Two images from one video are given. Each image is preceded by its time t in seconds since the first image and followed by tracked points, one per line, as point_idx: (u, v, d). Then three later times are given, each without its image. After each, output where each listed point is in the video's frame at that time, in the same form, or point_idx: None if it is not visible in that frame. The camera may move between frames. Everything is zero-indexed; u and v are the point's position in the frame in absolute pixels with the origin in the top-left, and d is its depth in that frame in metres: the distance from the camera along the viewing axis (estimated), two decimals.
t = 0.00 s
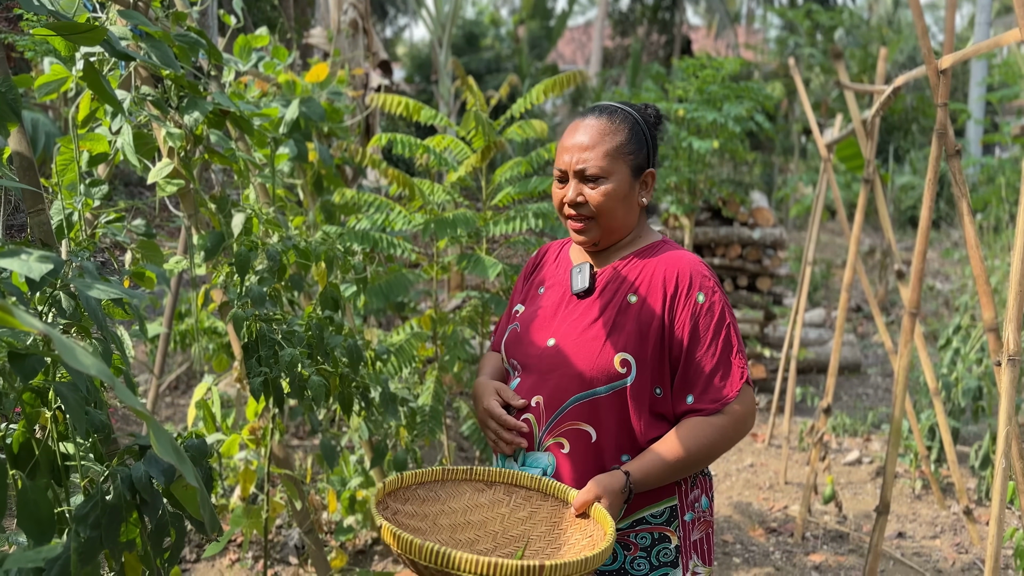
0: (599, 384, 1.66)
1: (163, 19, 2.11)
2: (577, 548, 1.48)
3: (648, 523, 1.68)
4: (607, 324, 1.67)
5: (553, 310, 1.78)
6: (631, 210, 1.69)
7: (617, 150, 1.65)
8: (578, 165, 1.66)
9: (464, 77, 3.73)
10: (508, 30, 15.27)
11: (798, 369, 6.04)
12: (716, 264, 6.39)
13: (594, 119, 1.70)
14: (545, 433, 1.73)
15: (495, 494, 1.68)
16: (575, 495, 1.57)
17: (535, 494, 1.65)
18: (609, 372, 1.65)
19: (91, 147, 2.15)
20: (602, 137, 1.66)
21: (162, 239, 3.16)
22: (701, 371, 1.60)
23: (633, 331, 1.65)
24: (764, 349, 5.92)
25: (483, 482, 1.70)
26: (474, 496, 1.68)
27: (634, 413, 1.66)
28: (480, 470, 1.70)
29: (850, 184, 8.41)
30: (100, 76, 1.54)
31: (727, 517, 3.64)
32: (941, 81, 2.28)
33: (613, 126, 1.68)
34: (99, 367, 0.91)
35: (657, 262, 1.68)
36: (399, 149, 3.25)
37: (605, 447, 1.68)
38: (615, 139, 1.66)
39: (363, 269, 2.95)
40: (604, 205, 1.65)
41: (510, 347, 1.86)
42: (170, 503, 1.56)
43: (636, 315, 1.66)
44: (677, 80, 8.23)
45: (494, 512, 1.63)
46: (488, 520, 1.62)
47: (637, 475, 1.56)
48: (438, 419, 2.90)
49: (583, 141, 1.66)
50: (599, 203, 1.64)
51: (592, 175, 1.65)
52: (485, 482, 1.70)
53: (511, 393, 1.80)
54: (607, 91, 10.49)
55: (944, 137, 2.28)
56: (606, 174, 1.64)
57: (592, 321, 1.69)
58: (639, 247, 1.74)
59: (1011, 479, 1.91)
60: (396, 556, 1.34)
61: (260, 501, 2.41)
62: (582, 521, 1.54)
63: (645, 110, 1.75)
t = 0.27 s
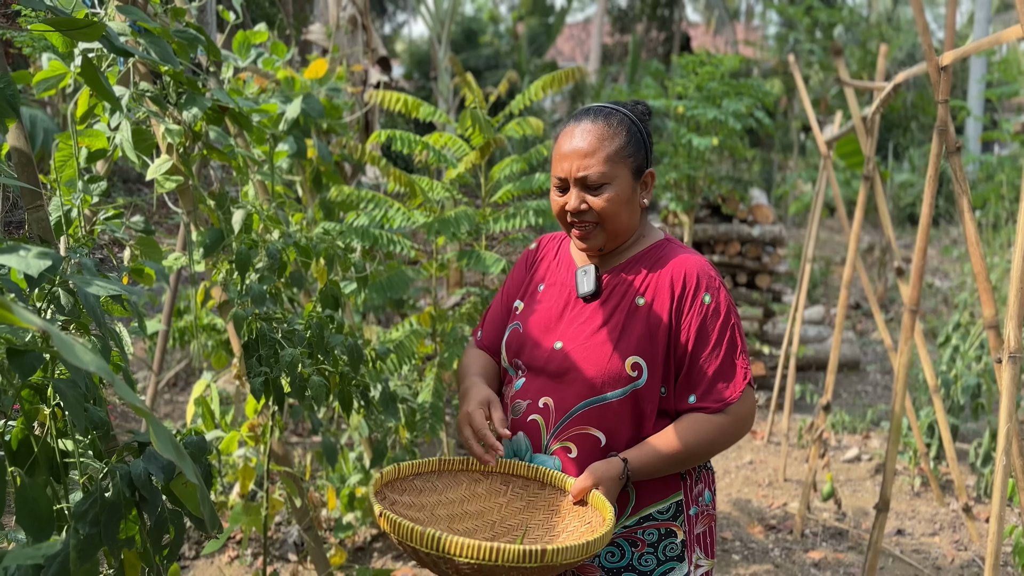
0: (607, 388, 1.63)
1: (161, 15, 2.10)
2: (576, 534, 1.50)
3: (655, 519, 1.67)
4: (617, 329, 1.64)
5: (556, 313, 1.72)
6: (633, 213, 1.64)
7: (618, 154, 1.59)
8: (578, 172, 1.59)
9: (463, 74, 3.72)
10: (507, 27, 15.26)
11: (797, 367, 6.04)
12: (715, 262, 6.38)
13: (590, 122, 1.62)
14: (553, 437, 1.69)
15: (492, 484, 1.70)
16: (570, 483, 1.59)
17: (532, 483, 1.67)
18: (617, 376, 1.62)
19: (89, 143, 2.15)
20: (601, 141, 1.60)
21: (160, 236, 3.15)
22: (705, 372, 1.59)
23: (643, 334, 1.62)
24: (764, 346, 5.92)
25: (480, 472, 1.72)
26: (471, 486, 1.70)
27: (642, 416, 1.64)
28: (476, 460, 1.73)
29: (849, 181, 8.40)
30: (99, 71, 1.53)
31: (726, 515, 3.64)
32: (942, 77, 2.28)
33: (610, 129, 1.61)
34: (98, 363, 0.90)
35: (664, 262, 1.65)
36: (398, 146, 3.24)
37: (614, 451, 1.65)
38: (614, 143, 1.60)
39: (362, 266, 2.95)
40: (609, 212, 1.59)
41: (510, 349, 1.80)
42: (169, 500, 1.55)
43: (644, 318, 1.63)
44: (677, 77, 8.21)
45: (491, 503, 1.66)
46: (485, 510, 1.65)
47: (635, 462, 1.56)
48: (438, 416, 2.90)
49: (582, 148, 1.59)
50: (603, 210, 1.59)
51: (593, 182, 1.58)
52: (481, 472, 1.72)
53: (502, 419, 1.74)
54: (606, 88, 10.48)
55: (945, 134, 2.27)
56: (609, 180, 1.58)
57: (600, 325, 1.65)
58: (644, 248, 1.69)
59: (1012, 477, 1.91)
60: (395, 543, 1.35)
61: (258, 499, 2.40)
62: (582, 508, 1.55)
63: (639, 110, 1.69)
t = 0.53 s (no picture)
0: (617, 397, 1.61)
1: (159, 8, 2.09)
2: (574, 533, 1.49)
3: (664, 515, 1.66)
4: (626, 338, 1.61)
5: (560, 319, 1.67)
6: (634, 217, 1.60)
7: (618, 157, 1.55)
8: (578, 175, 1.53)
9: (462, 70, 3.70)
10: (506, 23, 15.24)
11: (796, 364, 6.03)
12: (715, 259, 6.37)
13: (589, 123, 1.57)
14: (561, 446, 1.66)
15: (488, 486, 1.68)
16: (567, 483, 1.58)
17: (528, 484, 1.64)
18: (626, 385, 1.60)
19: (86, 138, 2.13)
20: (601, 144, 1.55)
21: (158, 231, 3.14)
22: (708, 377, 1.59)
23: (651, 342, 1.60)
24: (763, 343, 5.92)
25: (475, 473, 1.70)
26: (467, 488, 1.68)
27: (648, 423, 1.63)
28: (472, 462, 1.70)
29: (848, 178, 8.39)
30: (96, 65, 1.51)
31: (725, 512, 3.64)
32: (944, 73, 2.27)
33: (610, 130, 1.56)
34: (94, 358, 0.89)
35: (669, 268, 1.62)
36: (397, 141, 3.23)
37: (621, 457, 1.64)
38: (614, 145, 1.55)
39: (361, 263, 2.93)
40: (609, 215, 1.54)
41: (512, 356, 1.72)
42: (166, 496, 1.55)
43: (652, 325, 1.61)
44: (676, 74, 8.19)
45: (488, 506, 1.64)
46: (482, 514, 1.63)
47: (631, 461, 1.55)
48: (437, 412, 2.89)
49: (581, 150, 1.54)
50: (603, 213, 1.54)
51: (594, 186, 1.53)
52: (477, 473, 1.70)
53: (471, 495, 1.53)
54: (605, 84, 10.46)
55: (947, 129, 2.26)
56: (609, 183, 1.53)
57: (609, 335, 1.62)
58: (647, 253, 1.65)
59: (1014, 474, 1.90)
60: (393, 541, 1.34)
61: (257, 496, 2.39)
62: (577, 507, 1.54)
63: (637, 110, 1.65)
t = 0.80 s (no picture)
0: (625, 405, 1.59)
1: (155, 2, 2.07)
2: (579, 538, 1.48)
3: (670, 513, 1.65)
4: (634, 345, 1.58)
5: (563, 326, 1.63)
6: (631, 215, 1.57)
7: (615, 153, 1.53)
8: (573, 172, 1.52)
9: (461, 64, 3.68)
10: (504, 19, 15.22)
11: (796, 361, 6.02)
12: (714, 256, 6.36)
13: (586, 119, 1.55)
14: (568, 454, 1.64)
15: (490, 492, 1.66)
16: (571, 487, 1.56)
17: (532, 489, 1.63)
18: (634, 392, 1.58)
19: (82, 132, 2.11)
20: (598, 140, 1.53)
21: (155, 227, 3.12)
22: (711, 378, 1.59)
23: (658, 347, 1.58)
24: (762, 340, 5.91)
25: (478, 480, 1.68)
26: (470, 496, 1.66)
27: (655, 428, 1.61)
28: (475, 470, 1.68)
29: (848, 175, 8.38)
30: (91, 58, 1.48)
31: (724, 509, 3.62)
32: (948, 67, 2.25)
33: (606, 127, 1.54)
34: (88, 354, 0.88)
35: (673, 270, 1.60)
36: (396, 136, 3.21)
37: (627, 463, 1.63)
38: (611, 142, 1.53)
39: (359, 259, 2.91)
40: (606, 214, 1.52)
41: (515, 364, 1.68)
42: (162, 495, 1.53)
43: (658, 330, 1.58)
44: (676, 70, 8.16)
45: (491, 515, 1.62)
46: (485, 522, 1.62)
47: (633, 464, 1.55)
48: (436, 409, 2.87)
49: (577, 146, 1.52)
50: (600, 212, 1.51)
51: (590, 183, 1.51)
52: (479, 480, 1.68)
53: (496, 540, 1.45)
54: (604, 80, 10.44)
55: (951, 125, 2.24)
56: (605, 180, 1.51)
57: (617, 342, 1.59)
58: (648, 254, 1.62)
59: (1018, 473, 1.89)
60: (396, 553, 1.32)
61: (254, 494, 2.37)
62: (580, 510, 1.53)
63: (634, 107, 1.63)
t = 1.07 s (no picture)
0: (627, 407, 1.57)
1: None
2: (580, 542, 1.47)
3: (673, 513, 1.63)
4: (634, 347, 1.56)
5: (562, 328, 1.60)
6: (627, 214, 1.55)
7: (612, 150, 1.51)
8: (569, 168, 1.49)
9: (461, 60, 3.65)
10: (503, 16, 15.19)
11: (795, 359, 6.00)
12: (714, 253, 6.34)
13: (583, 115, 1.53)
14: (569, 458, 1.62)
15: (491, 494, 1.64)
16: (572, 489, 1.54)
17: (532, 491, 1.60)
18: (635, 393, 1.56)
19: (76, 126, 2.08)
20: (595, 136, 1.51)
21: (152, 222, 3.09)
22: (712, 377, 1.58)
23: (658, 348, 1.56)
24: (762, 338, 5.89)
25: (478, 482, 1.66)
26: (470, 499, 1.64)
27: (656, 429, 1.59)
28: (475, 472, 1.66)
29: (847, 172, 8.36)
30: (85, 51, 1.50)
31: (724, 508, 3.61)
32: (954, 62, 2.23)
33: (604, 123, 1.52)
34: (79, 352, 0.85)
35: (672, 270, 1.58)
36: (395, 132, 3.18)
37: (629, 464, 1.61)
38: (608, 138, 1.51)
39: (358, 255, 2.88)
40: (599, 211, 1.50)
41: (514, 368, 1.65)
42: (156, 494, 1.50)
43: (659, 331, 1.57)
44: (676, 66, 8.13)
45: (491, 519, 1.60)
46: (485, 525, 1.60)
47: (635, 465, 1.53)
48: (435, 407, 2.84)
49: (574, 142, 1.50)
50: (594, 209, 1.49)
51: (585, 180, 1.49)
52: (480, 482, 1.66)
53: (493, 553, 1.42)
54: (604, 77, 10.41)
55: (957, 121, 2.22)
56: (601, 177, 1.49)
57: (617, 344, 1.56)
58: (647, 253, 1.60)
59: None
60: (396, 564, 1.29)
61: (251, 492, 2.35)
62: (581, 513, 1.52)
63: (633, 104, 1.60)
